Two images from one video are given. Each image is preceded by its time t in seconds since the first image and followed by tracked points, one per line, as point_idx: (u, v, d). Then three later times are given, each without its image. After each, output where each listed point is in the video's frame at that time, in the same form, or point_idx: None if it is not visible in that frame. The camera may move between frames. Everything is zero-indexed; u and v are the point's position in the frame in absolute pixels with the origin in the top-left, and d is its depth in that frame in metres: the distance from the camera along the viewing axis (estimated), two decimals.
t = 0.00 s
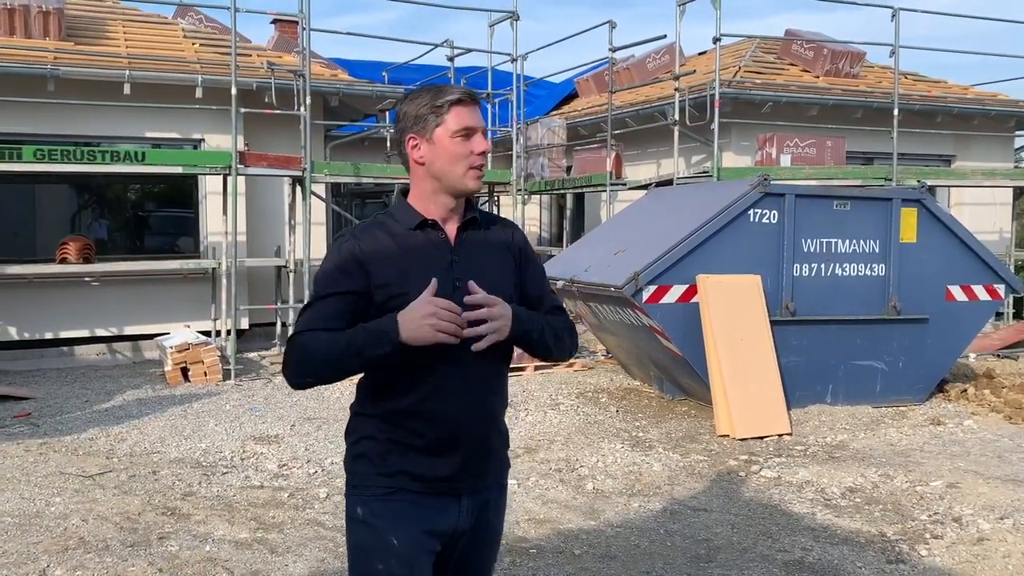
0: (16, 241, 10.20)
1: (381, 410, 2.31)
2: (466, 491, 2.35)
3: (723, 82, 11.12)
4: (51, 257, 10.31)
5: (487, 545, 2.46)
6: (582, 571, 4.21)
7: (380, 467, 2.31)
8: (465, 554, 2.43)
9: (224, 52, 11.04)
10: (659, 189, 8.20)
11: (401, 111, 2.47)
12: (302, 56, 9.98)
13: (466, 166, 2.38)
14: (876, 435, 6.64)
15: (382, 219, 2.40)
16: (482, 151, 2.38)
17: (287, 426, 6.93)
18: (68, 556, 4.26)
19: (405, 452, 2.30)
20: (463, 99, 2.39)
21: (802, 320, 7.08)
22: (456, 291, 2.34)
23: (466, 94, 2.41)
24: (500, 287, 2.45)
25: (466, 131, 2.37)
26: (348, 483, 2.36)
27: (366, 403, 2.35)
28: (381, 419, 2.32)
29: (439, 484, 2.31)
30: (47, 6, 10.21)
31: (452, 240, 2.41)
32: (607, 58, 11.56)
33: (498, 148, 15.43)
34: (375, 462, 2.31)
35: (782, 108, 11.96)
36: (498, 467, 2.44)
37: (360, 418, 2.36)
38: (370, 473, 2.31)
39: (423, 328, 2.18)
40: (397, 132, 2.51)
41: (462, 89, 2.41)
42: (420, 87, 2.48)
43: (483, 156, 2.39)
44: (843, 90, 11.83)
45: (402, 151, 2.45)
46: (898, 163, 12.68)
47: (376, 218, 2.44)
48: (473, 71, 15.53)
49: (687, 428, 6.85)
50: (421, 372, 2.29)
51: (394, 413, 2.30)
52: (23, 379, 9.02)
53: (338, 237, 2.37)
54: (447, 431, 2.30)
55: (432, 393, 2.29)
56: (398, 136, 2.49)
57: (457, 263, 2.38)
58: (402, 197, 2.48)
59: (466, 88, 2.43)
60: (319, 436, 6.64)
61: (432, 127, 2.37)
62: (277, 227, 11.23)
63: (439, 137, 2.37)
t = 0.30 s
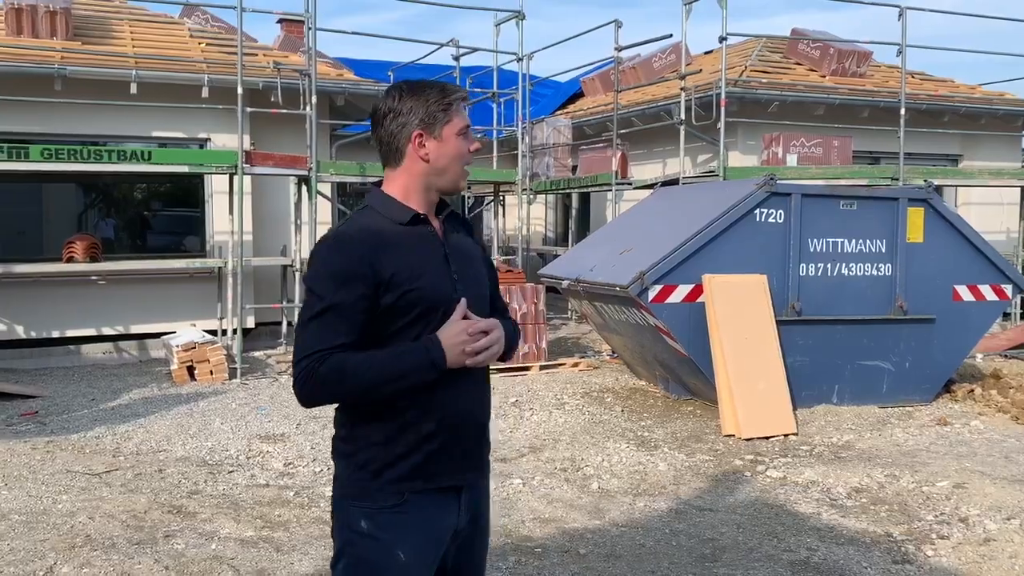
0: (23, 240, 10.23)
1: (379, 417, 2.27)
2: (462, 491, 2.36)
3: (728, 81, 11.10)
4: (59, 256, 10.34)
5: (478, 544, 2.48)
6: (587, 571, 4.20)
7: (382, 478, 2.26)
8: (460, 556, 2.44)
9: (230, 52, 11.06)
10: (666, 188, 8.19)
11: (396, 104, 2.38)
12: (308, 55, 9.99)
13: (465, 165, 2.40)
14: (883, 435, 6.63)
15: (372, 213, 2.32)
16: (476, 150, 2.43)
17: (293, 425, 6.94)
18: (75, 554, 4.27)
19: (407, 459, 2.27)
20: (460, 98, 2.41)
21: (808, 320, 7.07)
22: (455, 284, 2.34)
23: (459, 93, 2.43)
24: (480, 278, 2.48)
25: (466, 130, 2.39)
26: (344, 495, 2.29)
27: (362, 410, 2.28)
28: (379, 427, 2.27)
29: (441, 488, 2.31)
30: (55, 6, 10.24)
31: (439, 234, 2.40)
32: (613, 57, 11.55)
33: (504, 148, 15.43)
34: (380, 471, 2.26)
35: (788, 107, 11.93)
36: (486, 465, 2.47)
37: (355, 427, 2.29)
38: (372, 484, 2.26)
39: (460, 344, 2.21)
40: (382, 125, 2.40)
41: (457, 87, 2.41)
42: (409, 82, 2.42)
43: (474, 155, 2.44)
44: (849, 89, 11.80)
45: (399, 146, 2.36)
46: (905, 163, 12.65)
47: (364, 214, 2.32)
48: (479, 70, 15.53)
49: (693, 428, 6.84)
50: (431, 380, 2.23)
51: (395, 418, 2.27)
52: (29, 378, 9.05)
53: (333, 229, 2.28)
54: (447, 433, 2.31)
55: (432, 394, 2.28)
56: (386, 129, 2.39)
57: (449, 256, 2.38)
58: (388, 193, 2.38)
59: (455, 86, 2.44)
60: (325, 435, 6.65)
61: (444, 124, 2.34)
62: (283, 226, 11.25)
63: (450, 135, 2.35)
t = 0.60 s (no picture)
0: (34, 239, 10.28)
1: (320, 430, 2.21)
2: (407, 499, 2.34)
3: (738, 78, 11.07)
4: (69, 255, 10.39)
5: (430, 553, 2.45)
6: (598, 569, 4.20)
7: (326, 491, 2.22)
8: (411, 565, 2.40)
9: (239, 51, 11.09)
10: (674, 186, 8.17)
11: (355, 101, 2.29)
12: (317, 53, 10.01)
13: (418, 170, 2.35)
14: (893, 434, 6.60)
15: (321, 213, 2.22)
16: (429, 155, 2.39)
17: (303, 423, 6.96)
18: (86, 551, 4.29)
19: (349, 471, 2.23)
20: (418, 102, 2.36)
21: (818, 318, 7.05)
22: (405, 286, 2.29)
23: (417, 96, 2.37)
24: (424, 282, 2.44)
25: (422, 135, 2.34)
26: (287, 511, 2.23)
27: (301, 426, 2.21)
28: (316, 439, 2.22)
29: (384, 498, 2.28)
30: (65, 5, 10.28)
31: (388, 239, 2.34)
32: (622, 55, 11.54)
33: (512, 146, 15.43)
34: (321, 485, 2.22)
35: (798, 105, 11.87)
36: (429, 470, 2.44)
37: (295, 441, 2.23)
38: (317, 500, 2.22)
39: (438, 329, 2.15)
40: (338, 120, 2.31)
41: (416, 91, 2.36)
42: (370, 79, 2.34)
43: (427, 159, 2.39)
44: (859, 86, 11.76)
45: (355, 145, 2.28)
46: (915, 160, 12.60)
47: (310, 211, 2.23)
48: (487, 69, 15.54)
49: (702, 426, 6.83)
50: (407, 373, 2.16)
51: (332, 429, 2.22)
52: (40, 376, 9.10)
53: (280, 235, 2.17)
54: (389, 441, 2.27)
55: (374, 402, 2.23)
56: (342, 125, 2.30)
57: (399, 262, 2.33)
58: (337, 192, 2.30)
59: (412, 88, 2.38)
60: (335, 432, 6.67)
61: (403, 128, 2.28)
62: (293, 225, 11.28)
63: (408, 140, 2.29)
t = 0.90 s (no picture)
0: (45, 237, 10.34)
1: (274, 432, 2.17)
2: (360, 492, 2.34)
3: (748, 74, 11.03)
4: (81, 253, 10.45)
5: (379, 542, 2.46)
6: (610, 566, 4.20)
7: (282, 491, 2.18)
8: (364, 554, 2.43)
9: (248, 49, 11.12)
10: (683, 182, 8.15)
11: (302, 102, 2.22)
12: (326, 51, 10.02)
13: (370, 172, 2.30)
14: (903, 431, 6.57)
15: (268, 217, 2.20)
16: (382, 154, 2.33)
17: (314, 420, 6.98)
18: (100, 547, 4.32)
19: (304, 471, 2.20)
20: (371, 101, 2.29)
21: (829, 315, 7.03)
22: (353, 291, 2.29)
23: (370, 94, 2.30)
24: (372, 276, 2.45)
25: (374, 136, 2.28)
26: (243, 513, 2.18)
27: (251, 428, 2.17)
28: (268, 440, 2.18)
29: (340, 494, 2.27)
30: (76, 4, 10.33)
31: (337, 241, 2.32)
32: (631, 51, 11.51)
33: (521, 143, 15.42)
34: (278, 486, 2.18)
35: (807, 100, 11.71)
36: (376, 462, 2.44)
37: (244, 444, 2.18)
38: (277, 502, 2.18)
39: (365, 345, 2.11)
40: (285, 121, 2.24)
41: (367, 90, 2.28)
42: (318, 77, 2.26)
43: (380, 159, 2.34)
44: (870, 81, 11.72)
45: (302, 148, 2.23)
46: (926, 155, 12.54)
47: (256, 216, 2.20)
48: (496, 65, 15.54)
49: (712, 423, 6.82)
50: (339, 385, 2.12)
51: (278, 433, 2.18)
52: (53, 373, 9.15)
53: (223, 240, 2.13)
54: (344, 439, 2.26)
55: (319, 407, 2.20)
56: (288, 127, 2.24)
57: (349, 264, 2.32)
58: (285, 194, 2.26)
59: (365, 86, 2.31)
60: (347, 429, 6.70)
61: (353, 131, 2.23)
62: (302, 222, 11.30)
63: (358, 143, 2.24)
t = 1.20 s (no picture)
0: (53, 235, 10.38)
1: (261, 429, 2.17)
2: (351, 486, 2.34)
3: (753, 71, 11.00)
4: (88, 250, 10.49)
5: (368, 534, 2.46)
6: (616, 562, 4.20)
7: (274, 487, 2.18)
8: (357, 549, 2.42)
9: (254, 47, 11.13)
10: (689, 179, 8.13)
11: (253, 103, 2.21)
12: (331, 49, 10.03)
13: (334, 162, 2.26)
14: (910, 427, 6.56)
15: (238, 220, 2.19)
16: (346, 142, 2.28)
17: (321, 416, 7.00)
18: (108, 543, 4.35)
19: (294, 467, 2.20)
20: (326, 91, 2.25)
21: (835, 311, 7.02)
22: (334, 285, 2.24)
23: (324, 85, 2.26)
24: (356, 270, 2.39)
25: (332, 125, 2.24)
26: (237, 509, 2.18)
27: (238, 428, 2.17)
28: (258, 437, 2.18)
29: (331, 488, 2.26)
30: (82, 2, 10.35)
31: (313, 238, 2.28)
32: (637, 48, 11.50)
33: (527, 140, 15.42)
34: (270, 483, 2.18)
35: (814, 97, 11.75)
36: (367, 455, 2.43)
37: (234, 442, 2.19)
38: (270, 498, 2.18)
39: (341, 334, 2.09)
40: (240, 123, 2.24)
41: (320, 81, 2.25)
42: (267, 74, 2.24)
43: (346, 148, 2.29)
44: (876, 77, 11.68)
45: (259, 148, 2.21)
46: (933, 152, 12.50)
47: (225, 220, 2.20)
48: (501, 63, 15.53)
49: (718, 420, 6.82)
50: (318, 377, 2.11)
51: (266, 430, 2.18)
52: (60, 370, 9.19)
53: (192, 247, 2.14)
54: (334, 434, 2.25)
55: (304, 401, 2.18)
56: (244, 130, 2.23)
57: (327, 259, 2.27)
58: (253, 197, 2.25)
59: (319, 77, 2.27)
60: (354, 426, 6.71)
61: (306, 124, 2.19)
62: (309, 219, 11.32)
63: (315, 135, 2.20)
